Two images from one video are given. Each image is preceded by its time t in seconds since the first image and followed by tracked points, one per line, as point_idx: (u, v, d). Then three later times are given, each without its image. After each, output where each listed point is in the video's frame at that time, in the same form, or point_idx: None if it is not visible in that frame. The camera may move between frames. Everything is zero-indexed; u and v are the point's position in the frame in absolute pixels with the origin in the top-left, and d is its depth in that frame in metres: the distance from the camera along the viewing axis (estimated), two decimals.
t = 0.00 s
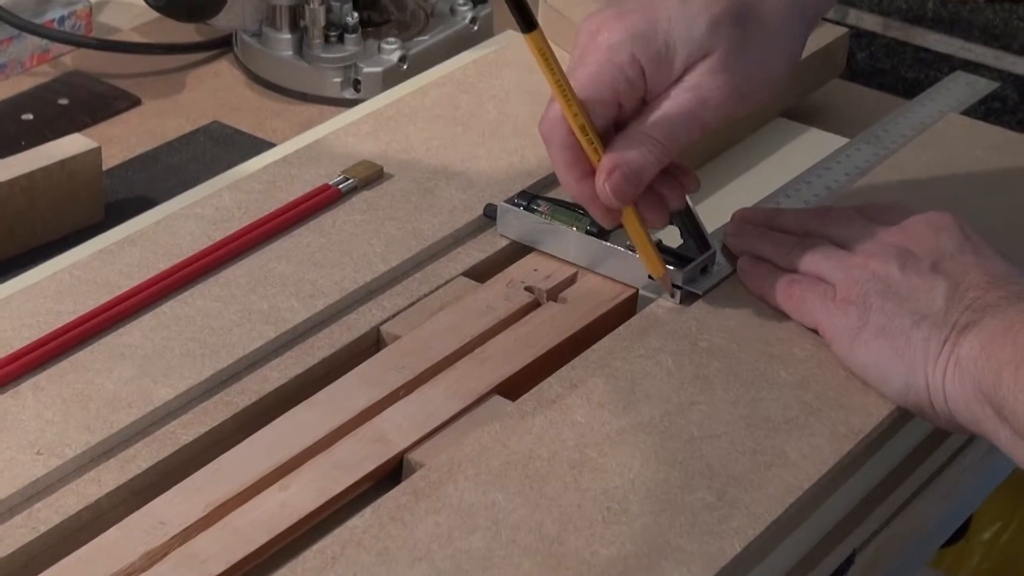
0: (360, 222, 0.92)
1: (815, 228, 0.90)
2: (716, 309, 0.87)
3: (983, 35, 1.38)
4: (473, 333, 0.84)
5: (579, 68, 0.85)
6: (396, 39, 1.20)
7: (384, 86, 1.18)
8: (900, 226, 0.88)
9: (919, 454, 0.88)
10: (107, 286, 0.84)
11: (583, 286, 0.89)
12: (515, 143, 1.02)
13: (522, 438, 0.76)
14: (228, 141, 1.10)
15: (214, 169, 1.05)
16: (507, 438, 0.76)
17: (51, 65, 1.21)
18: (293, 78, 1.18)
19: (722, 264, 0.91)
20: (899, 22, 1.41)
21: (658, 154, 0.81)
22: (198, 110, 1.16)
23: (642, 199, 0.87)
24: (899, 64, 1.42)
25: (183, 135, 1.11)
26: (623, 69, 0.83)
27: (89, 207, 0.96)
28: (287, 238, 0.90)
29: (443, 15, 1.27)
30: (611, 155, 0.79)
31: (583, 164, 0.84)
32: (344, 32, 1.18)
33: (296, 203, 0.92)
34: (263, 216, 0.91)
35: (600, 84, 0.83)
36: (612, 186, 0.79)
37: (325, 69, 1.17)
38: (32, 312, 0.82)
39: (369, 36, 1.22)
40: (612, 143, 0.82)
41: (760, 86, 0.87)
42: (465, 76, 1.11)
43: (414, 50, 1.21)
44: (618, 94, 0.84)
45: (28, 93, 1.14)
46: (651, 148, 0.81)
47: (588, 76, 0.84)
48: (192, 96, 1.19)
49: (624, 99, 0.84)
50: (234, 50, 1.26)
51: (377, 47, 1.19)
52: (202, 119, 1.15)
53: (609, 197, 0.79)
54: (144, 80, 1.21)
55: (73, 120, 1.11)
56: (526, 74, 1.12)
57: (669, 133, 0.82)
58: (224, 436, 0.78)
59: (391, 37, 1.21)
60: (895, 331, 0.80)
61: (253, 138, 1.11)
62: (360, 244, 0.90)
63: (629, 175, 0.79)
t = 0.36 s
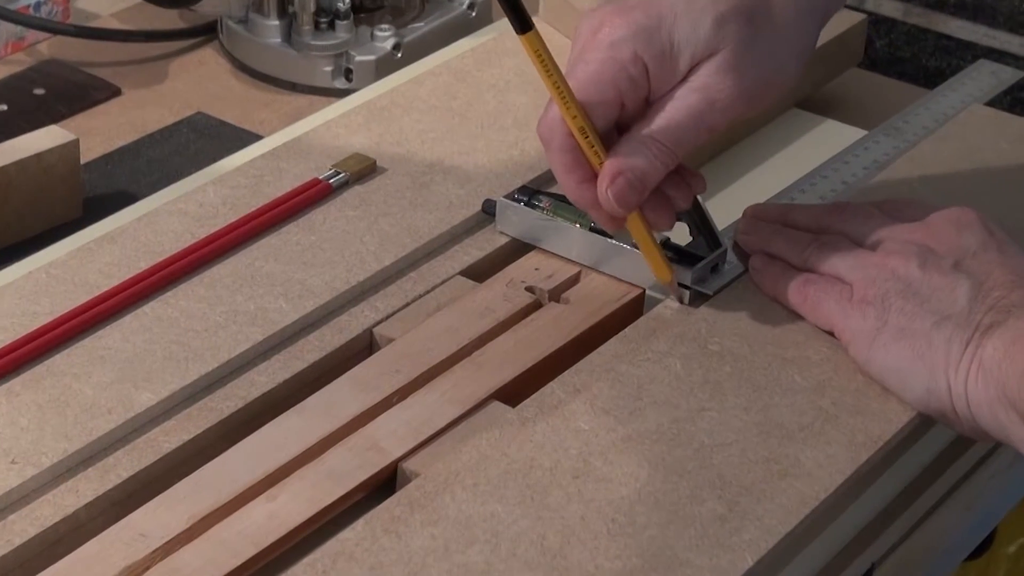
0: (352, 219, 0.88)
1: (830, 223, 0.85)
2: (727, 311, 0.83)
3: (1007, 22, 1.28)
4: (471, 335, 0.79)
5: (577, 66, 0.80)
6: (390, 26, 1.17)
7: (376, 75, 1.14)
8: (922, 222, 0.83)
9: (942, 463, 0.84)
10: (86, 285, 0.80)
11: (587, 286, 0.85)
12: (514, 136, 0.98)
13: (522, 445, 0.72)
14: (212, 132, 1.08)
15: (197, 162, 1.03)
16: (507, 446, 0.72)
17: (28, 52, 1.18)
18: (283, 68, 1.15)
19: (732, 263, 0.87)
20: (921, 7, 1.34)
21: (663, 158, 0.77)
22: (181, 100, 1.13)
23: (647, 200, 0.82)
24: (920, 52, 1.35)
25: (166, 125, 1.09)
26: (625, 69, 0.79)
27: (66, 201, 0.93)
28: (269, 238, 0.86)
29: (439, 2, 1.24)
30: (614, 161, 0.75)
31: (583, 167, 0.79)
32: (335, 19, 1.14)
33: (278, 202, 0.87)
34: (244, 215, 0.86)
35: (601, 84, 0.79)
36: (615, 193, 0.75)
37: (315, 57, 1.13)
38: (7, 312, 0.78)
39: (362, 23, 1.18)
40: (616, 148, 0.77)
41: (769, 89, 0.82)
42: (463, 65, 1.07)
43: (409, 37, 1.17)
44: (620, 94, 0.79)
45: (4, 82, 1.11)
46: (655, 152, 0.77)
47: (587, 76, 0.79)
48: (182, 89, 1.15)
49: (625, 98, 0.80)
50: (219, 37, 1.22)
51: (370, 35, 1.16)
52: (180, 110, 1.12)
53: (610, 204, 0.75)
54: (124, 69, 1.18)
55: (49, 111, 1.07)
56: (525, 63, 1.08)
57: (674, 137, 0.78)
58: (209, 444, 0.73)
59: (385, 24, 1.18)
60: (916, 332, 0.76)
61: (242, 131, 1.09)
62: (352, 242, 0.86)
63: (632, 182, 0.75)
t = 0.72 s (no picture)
0: (343, 215, 0.84)
1: (846, 220, 0.81)
2: (739, 312, 0.79)
3: None
4: (468, 337, 0.76)
5: (587, 52, 0.76)
6: (384, 14, 1.13)
7: (369, 65, 1.10)
8: (942, 219, 0.80)
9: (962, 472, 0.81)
10: (65, 285, 0.76)
11: (590, 286, 0.81)
12: (513, 128, 0.94)
13: (522, 453, 0.69)
14: (196, 123, 1.04)
15: (182, 156, 1.00)
16: (507, 454, 0.68)
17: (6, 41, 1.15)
18: (272, 57, 1.11)
19: (744, 262, 0.83)
20: None
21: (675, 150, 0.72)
22: (163, 91, 1.10)
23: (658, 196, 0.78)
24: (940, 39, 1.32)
25: (149, 118, 1.05)
26: (638, 56, 0.75)
27: (43, 197, 0.90)
28: (255, 236, 0.82)
29: None
30: (622, 152, 0.71)
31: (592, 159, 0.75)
32: (326, 5, 1.10)
33: (264, 198, 0.83)
34: (230, 211, 0.82)
35: (612, 72, 0.74)
36: (623, 186, 0.70)
37: (305, 45, 1.10)
38: None
39: (355, 10, 1.15)
40: (626, 138, 0.73)
41: (787, 80, 0.78)
42: (459, 54, 1.04)
43: (403, 25, 1.13)
44: (631, 83, 0.75)
45: None
46: (666, 144, 0.72)
47: (597, 62, 0.75)
48: (170, 82, 1.11)
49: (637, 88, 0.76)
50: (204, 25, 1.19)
51: (362, 23, 1.12)
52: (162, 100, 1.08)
53: (618, 198, 0.71)
54: (104, 58, 1.14)
55: (28, 102, 1.04)
56: (524, 53, 1.04)
57: (688, 129, 0.73)
58: (193, 452, 0.70)
59: (378, 11, 1.14)
60: (936, 335, 0.72)
61: (228, 123, 1.05)
62: (344, 239, 0.82)
63: (642, 174, 0.71)
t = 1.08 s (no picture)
0: (335, 212, 0.80)
1: (862, 217, 0.77)
2: (750, 313, 0.75)
3: None
4: (466, 339, 0.72)
5: (580, 34, 0.73)
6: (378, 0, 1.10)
7: (362, 53, 1.08)
8: (963, 215, 0.76)
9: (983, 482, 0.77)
10: (44, 286, 0.73)
11: (594, 286, 0.77)
12: (512, 120, 0.91)
13: (523, 461, 0.65)
14: (180, 115, 1.02)
15: (167, 150, 0.98)
16: (507, 462, 0.65)
17: None
18: (261, 45, 1.08)
19: (755, 260, 0.79)
20: None
21: (670, 137, 0.68)
22: (146, 81, 1.07)
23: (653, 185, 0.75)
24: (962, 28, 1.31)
25: (131, 110, 1.03)
26: (633, 39, 0.72)
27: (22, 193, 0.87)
28: (242, 234, 0.78)
29: None
30: (614, 138, 0.67)
31: (583, 145, 0.72)
32: None
33: (252, 195, 0.80)
34: (216, 208, 0.79)
35: (605, 55, 0.72)
36: (614, 174, 0.67)
37: (295, 34, 1.07)
38: None
39: None
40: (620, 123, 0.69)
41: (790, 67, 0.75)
42: (456, 43, 1.00)
43: (398, 12, 1.10)
44: (626, 66, 0.72)
45: None
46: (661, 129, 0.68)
47: (589, 45, 0.72)
48: (157, 74, 1.08)
49: (631, 72, 0.73)
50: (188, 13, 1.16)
51: (354, 11, 1.09)
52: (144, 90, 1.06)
53: (609, 186, 0.67)
54: (84, 48, 1.11)
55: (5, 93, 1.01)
56: (523, 43, 1.01)
57: (683, 114, 0.69)
58: (178, 460, 0.66)
59: None
60: (957, 336, 0.69)
61: (214, 115, 1.03)
62: (335, 237, 0.78)
63: (634, 162, 0.67)
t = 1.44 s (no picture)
0: (327, 209, 0.77)
1: (880, 216, 0.74)
2: (759, 311, 0.72)
3: None
4: (464, 341, 0.69)
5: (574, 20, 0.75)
6: None
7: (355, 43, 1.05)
8: (984, 214, 0.73)
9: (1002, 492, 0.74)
10: (23, 286, 0.70)
11: (598, 286, 0.74)
12: (511, 112, 0.88)
13: (523, 469, 0.62)
14: (165, 107, 0.99)
15: (151, 143, 0.95)
16: (507, 470, 0.62)
17: None
18: (251, 34, 1.05)
19: (766, 259, 0.75)
20: None
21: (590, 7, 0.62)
22: (130, 70, 1.05)
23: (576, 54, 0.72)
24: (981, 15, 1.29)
25: (114, 101, 1.00)
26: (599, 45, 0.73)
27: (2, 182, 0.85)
28: (230, 231, 0.75)
29: None
30: None
31: None
32: None
33: (240, 190, 0.77)
34: (203, 204, 0.76)
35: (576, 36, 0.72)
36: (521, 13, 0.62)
37: (286, 22, 1.04)
38: None
39: None
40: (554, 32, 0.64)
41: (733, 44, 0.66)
42: (453, 33, 0.97)
43: None
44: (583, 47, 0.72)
45: None
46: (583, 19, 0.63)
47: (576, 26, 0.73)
48: (144, 66, 1.06)
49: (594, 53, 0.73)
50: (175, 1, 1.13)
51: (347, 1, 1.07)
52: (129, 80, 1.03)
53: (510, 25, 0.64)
54: (68, 36, 1.08)
55: None
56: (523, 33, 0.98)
57: None
58: (162, 467, 0.63)
59: None
60: (979, 339, 0.65)
61: (201, 107, 1.00)
62: (327, 235, 0.75)
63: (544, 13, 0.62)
